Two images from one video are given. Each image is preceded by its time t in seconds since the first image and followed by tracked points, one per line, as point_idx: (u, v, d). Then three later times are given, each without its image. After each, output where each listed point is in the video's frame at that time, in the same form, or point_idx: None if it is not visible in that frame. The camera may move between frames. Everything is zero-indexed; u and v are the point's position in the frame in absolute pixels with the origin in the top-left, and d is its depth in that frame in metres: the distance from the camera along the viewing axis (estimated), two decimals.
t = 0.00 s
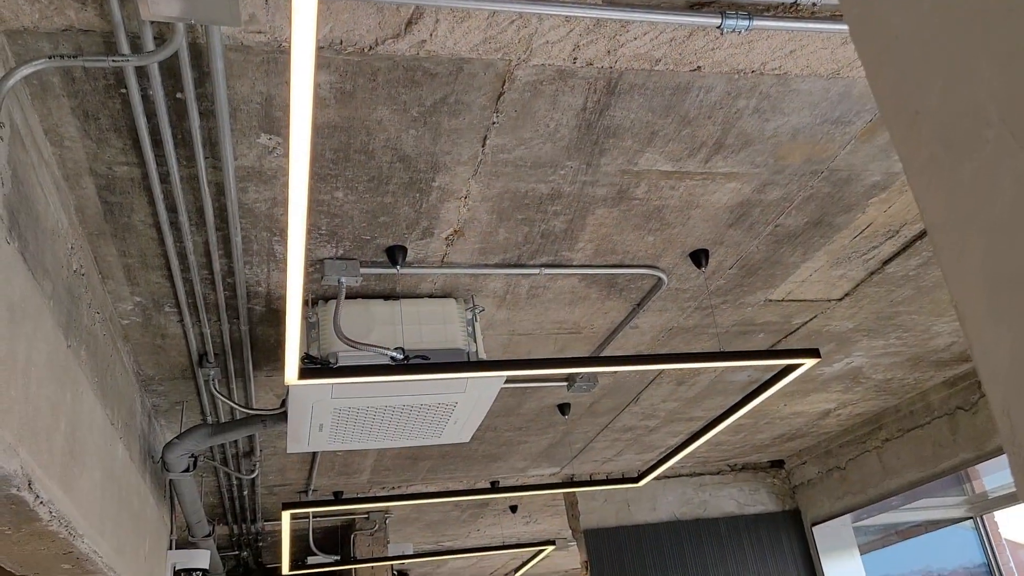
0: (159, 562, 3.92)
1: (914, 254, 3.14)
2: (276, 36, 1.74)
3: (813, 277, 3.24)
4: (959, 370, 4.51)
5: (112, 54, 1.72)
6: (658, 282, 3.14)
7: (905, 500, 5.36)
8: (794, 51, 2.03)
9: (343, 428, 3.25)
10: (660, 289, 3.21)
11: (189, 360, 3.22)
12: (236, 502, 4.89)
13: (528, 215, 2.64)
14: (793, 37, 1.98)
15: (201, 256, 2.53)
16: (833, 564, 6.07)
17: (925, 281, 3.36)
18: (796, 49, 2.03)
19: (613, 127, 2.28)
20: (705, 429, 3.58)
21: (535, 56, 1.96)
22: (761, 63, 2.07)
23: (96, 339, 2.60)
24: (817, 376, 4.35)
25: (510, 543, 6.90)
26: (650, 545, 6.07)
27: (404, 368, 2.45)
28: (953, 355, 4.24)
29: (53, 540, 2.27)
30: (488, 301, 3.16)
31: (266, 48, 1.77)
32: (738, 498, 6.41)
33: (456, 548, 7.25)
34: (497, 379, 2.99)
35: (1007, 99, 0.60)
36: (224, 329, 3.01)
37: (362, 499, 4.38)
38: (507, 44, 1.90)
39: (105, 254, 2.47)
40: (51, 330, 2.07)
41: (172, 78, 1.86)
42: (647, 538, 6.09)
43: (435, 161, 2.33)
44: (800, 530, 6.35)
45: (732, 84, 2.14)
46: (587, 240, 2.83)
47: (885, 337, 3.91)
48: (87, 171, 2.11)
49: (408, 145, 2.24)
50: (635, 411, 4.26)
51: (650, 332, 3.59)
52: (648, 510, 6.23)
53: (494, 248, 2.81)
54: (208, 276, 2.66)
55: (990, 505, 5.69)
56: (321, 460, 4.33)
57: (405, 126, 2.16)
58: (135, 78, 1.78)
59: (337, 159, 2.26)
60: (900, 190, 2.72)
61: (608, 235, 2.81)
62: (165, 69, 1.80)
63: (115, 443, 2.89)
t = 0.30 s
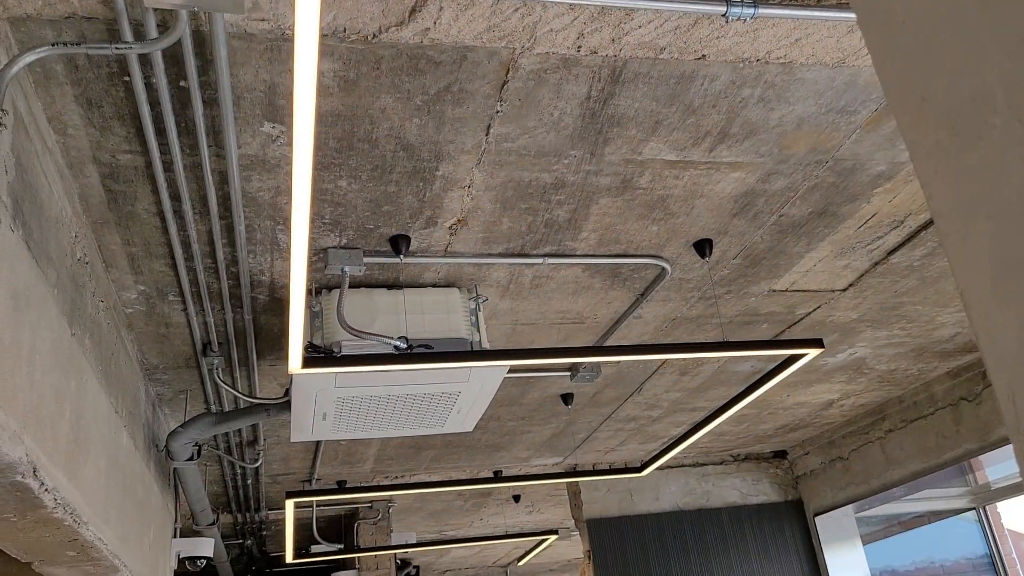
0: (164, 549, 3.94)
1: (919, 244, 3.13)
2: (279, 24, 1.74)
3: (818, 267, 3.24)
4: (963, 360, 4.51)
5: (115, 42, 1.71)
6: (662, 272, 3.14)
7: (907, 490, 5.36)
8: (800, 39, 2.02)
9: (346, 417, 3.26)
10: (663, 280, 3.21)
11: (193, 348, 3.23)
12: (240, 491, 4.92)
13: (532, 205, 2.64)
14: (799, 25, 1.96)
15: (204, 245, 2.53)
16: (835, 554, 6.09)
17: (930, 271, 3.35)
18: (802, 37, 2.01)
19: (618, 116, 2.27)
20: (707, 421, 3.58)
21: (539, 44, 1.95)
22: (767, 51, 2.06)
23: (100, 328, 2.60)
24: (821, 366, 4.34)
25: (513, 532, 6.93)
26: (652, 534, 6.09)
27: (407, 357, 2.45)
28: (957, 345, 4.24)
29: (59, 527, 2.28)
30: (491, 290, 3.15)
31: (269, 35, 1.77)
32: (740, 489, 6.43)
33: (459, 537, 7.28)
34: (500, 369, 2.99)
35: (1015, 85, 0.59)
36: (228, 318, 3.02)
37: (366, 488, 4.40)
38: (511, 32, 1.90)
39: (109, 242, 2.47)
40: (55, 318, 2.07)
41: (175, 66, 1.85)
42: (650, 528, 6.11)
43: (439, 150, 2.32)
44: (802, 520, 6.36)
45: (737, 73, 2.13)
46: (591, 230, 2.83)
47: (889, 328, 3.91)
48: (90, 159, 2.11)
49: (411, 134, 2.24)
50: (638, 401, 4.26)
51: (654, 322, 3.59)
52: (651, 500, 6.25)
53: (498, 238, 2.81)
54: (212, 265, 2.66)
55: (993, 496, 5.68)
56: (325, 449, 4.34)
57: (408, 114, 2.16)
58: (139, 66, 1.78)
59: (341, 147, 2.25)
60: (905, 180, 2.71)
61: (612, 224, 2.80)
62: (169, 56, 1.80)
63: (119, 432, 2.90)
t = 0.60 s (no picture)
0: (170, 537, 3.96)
1: (925, 234, 3.12)
2: (284, 11, 1.73)
3: (822, 257, 3.23)
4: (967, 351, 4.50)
5: (119, 29, 1.71)
6: (667, 262, 3.13)
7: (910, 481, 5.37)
8: (806, 28, 2.01)
9: (350, 406, 3.27)
10: (668, 269, 3.20)
11: (198, 337, 3.24)
12: (244, 480, 4.94)
13: (536, 194, 2.63)
14: (805, 14, 1.95)
15: (208, 234, 2.53)
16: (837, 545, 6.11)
17: (935, 262, 3.34)
18: (808, 26, 2.00)
19: (623, 105, 2.26)
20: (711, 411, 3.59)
21: (544, 32, 1.94)
22: (773, 40, 2.05)
23: (104, 317, 2.61)
24: (824, 357, 4.34)
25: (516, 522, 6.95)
26: (655, 524, 6.10)
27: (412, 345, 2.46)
28: (961, 336, 4.23)
29: (64, 515, 2.29)
30: (495, 280, 3.15)
31: (274, 23, 1.76)
32: (743, 479, 6.44)
33: (462, 527, 7.30)
34: (504, 358, 3.00)
35: None
36: (232, 307, 3.02)
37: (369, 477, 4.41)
38: (516, 21, 1.89)
39: (113, 231, 2.48)
40: (60, 306, 2.08)
41: (180, 54, 1.85)
42: (653, 518, 6.12)
43: (443, 139, 2.32)
44: (805, 511, 6.37)
45: (743, 61, 2.12)
46: (595, 220, 2.82)
47: (893, 318, 3.90)
48: (95, 148, 2.11)
49: (416, 123, 2.23)
50: (641, 391, 4.27)
51: (657, 312, 3.59)
52: (653, 490, 6.27)
53: (502, 227, 2.81)
54: (216, 254, 2.66)
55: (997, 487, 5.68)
56: (329, 437, 4.36)
57: (413, 103, 2.15)
58: (143, 54, 1.77)
59: (345, 136, 2.25)
60: (910, 169, 2.70)
61: (616, 214, 2.80)
62: (173, 44, 1.79)
63: (125, 421, 2.91)
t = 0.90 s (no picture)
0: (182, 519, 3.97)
1: (930, 223, 3.11)
2: None
3: (827, 246, 3.23)
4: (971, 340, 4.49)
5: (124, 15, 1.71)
6: (671, 249, 3.13)
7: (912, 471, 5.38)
8: (813, 15, 2.00)
9: (354, 394, 3.28)
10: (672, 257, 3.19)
11: (203, 326, 3.25)
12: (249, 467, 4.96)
13: (541, 182, 2.63)
14: None
15: (214, 221, 2.53)
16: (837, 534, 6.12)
17: (940, 250, 3.33)
18: (815, 12, 1.99)
19: (628, 92, 2.25)
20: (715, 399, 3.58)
21: (549, 19, 1.93)
22: (779, 26, 2.03)
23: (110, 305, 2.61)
24: (828, 346, 4.34)
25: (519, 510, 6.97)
26: (657, 514, 6.14)
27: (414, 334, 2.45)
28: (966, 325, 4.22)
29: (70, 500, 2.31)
30: (499, 268, 3.15)
31: (279, 10, 1.76)
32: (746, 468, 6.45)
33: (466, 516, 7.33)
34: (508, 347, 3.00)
35: None
36: (237, 296, 3.03)
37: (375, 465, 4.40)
38: (521, 7, 1.88)
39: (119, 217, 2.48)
40: (65, 292, 2.09)
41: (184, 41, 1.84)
42: (655, 508, 6.16)
43: (448, 126, 2.31)
44: (807, 500, 6.39)
45: (749, 48, 2.11)
46: (600, 208, 2.82)
47: (897, 307, 3.90)
48: (100, 134, 2.11)
49: (420, 110, 2.23)
50: (645, 379, 4.27)
51: (661, 300, 3.58)
52: (656, 479, 6.29)
53: (506, 215, 2.80)
54: (221, 242, 2.67)
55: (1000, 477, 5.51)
56: (332, 425, 4.37)
57: (417, 90, 2.15)
58: (147, 41, 1.77)
59: (349, 123, 2.24)
60: (917, 157, 2.68)
61: (620, 202, 2.79)
62: (179, 33, 1.79)
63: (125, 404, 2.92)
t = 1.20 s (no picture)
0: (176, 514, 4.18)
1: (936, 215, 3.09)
2: None
3: (830, 236, 3.23)
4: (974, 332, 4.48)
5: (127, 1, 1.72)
6: (675, 238, 3.13)
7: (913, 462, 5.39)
8: (820, 5, 1.98)
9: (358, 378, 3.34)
10: (675, 246, 3.19)
11: (207, 314, 3.27)
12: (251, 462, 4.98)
13: (544, 170, 2.65)
14: None
15: (215, 213, 2.55)
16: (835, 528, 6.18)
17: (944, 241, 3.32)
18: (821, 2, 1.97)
19: (633, 81, 2.25)
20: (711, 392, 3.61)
21: (554, 8, 1.92)
22: (785, 17, 2.01)
23: (113, 294, 2.60)
24: (831, 337, 4.34)
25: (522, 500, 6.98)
26: (653, 508, 6.25)
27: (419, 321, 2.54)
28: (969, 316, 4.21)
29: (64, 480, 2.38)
30: (502, 259, 3.15)
31: None
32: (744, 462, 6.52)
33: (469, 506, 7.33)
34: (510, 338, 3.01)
35: None
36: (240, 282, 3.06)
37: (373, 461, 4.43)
38: None
39: (121, 212, 2.47)
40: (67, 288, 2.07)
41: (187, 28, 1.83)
42: (651, 502, 6.27)
43: (451, 116, 2.30)
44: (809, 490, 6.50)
45: (754, 38, 2.10)
46: (604, 197, 2.82)
47: (900, 297, 3.90)
48: (104, 121, 2.12)
49: (423, 100, 2.21)
50: (647, 369, 4.29)
51: (664, 293, 3.57)
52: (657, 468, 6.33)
53: (511, 203, 2.83)
54: (225, 232, 2.68)
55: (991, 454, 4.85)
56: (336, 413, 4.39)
57: (420, 79, 2.14)
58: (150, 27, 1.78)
59: (352, 114, 2.19)
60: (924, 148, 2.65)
61: (624, 192, 2.79)
62: (182, 19, 1.77)
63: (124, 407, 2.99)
